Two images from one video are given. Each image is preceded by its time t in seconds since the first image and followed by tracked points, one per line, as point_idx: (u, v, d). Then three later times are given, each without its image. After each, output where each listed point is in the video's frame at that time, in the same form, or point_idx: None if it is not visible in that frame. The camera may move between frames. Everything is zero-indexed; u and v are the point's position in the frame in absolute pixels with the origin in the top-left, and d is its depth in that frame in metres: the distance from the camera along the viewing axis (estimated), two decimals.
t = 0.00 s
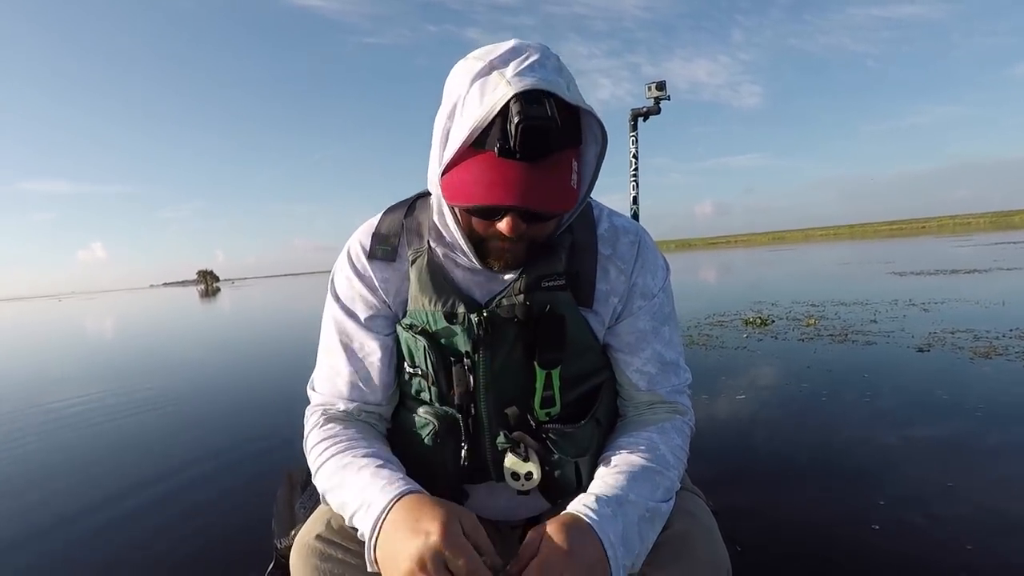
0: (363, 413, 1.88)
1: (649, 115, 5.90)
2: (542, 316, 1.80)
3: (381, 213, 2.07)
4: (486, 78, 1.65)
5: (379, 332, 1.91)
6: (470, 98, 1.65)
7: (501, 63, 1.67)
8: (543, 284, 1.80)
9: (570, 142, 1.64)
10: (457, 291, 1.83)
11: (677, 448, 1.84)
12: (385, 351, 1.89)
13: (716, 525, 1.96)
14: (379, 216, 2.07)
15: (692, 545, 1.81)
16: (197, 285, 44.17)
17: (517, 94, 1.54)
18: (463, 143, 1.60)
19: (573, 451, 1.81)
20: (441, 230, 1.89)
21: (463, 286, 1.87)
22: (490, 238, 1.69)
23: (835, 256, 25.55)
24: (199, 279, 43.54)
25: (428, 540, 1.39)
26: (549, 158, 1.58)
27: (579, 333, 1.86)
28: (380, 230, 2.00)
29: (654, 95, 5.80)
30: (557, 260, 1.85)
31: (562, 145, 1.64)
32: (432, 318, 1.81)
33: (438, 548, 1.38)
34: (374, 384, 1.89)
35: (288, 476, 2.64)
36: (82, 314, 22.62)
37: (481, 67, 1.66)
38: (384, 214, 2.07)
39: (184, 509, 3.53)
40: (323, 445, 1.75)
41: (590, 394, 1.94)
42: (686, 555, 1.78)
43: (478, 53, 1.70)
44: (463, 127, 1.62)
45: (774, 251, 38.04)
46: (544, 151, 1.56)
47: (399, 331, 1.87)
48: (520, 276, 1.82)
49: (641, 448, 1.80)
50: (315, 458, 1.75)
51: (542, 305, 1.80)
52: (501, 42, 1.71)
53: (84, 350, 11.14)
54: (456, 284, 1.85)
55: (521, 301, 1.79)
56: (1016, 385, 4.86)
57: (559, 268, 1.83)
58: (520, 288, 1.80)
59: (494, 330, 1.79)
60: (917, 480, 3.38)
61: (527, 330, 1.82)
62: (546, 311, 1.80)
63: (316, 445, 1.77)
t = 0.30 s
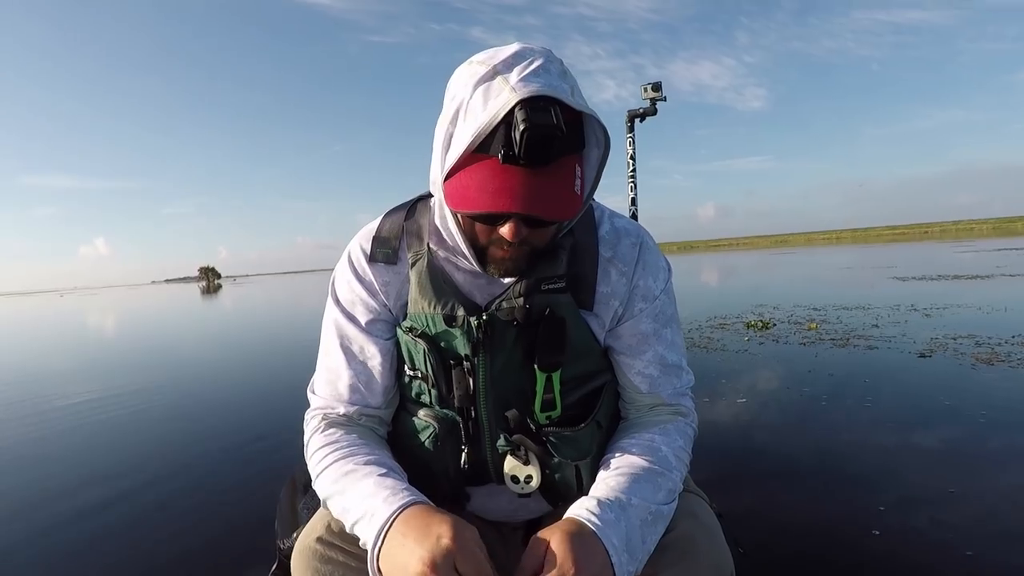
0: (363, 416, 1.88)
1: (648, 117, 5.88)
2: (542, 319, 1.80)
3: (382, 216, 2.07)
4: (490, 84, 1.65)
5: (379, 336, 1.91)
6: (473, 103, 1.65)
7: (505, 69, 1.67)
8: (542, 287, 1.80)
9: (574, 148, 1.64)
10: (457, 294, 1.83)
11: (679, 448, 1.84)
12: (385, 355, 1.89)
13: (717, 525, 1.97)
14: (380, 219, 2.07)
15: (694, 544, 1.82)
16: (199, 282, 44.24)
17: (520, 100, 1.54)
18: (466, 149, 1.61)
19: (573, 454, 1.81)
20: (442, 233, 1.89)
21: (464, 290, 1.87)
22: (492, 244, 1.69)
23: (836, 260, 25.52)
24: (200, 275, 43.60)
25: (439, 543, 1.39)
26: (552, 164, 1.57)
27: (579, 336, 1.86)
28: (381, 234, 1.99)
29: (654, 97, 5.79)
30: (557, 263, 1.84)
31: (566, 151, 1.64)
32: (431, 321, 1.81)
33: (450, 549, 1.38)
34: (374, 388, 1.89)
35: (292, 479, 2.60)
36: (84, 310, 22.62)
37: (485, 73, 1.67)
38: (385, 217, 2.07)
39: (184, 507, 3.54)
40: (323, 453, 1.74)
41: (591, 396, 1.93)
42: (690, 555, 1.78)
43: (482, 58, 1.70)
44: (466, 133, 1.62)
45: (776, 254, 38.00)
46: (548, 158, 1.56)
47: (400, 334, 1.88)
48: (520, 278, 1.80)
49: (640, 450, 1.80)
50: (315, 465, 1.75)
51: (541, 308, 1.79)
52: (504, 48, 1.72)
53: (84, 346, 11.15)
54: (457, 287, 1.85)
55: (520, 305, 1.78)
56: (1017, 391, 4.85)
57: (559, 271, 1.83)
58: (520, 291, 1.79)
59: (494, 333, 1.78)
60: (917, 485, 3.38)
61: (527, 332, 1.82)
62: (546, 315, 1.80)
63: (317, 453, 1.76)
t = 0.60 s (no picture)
0: (367, 416, 1.89)
1: (657, 116, 5.89)
2: (542, 318, 1.81)
3: (381, 216, 2.08)
4: (483, 84, 1.67)
5: (381, 336, 1.92)
6: (468, 105, 1.67)
7: (498, 69, 1.68)
8: (542, 285, 1.80)
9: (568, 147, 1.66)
10: (456, 293, 1.84)
11: (682, 448, 1.85)
12: (387, 354, 1.91)
13: (718, 524, 1.97)
14: (379, 219, 2.08)
15: (694, 542, 1.83)
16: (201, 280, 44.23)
17: (513, 99, 1.56)
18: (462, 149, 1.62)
19: (574, 451, 1.82)
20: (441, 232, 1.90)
21: (464, 289, 1.88)
22: (490, 244, 1.70)
23: (837, 259, 25.53)
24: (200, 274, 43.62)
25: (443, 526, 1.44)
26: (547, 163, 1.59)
27: (578, 334, 1.87)
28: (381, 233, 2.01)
29: (662, 96, 5.80)
30: (556, 261, 1.86)
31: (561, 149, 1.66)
32: (432, 320, 1.82)
33: (453, 529, 1.43)
34: (377, 387, 1.90)
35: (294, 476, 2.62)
36: (86, 309, 22.64)
37: (478, 74, 1.68)
38: (385, 217, 2.08)
39: (187, 505, 3.55)
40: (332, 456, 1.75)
41: (591, 394, 1.95)
42: (691, 555, 1.79)
43: (475, 60, 1.72)
44: (461, 133, 1.63)
45: (777, 253, 38.00)
46: (542, 158, 1.58)
47: (400, 334, 1.89)
48: (520, 277, 1.81)
49: (643, 450, 1.81)
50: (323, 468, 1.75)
51: (541, 306, 1.80)
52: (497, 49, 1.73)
53: (88, 344, 11.17)
54: (457, 286, 1.86)
55: (520, 303, 1.79)
56: (1018, 390, 4.85)
57: (558, 270, 1.84)
58: (519, 289, 1.80)
59: (494, 331, 1.79)
60: (917, 484, 3.38)
61: (527, 331, 1.83)
62: (545, 313, 1.80)
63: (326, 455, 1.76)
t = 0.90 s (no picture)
0: (378, 415, 1.88)
1: (651, 116, 5.87)
2: (545, 311, 1.79)
3: (381, 211, 2.06)
4: (488, 71, 1.66)
5: (388, 334, 1.91)
6: (473, 90, 1.66)
7: (503, 56, 1.68)
8: (545, 278, 1.78)
9: (576, 129, 1.65)
10: (459, 286, 1.82)
11: (690, 447, 1.83)
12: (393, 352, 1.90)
13: (720, 523, 1.96)
14: (380, 214, 2.06)
15: (696, 540, 1.81)
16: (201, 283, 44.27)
17: (520, 82, 1.55)
18: (469, 132, 1.61)
19: (577, 445, 1.80)
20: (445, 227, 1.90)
21: (466, 283, 1.87)
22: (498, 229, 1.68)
23: (837, 256, 25.50)
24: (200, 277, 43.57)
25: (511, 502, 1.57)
26: (554, 144, 1.58)
27: (582, 328, 1.85)
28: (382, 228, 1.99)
29: (656, 96, 5.78)
30: (559, 254, 1.83)
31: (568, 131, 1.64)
32: (435, 314, 1.80)
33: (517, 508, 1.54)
34: (385, 385, 1.89)
35: (293, 475, 2.59)
36: (86, 313, 22.64)
37: (483, 60, 1.68)
38: (386, 212, 2.05)
39: (185, 508, 3.53)
40: (350, 462, 1.70)
41: (594, 388, 1.93)
42: (692, 554, 1.76)
43: (479, 48, 1.71)
44: (468, 117, 1.62)
45: (777, 250, 37.98)
46: (552, 135, 1.56)
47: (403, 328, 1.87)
48: (523, 270, 1.80)
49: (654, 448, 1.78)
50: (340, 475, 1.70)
51: (544, 300, 1.78)
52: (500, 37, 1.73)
53: (87, 348, 11.16)
54: (459, 280, 1.85)
55: (523, 296, 1.77)
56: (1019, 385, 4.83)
57: (561, 263, 1.82)
58: (523, 283, 1.78)
59: (497, 325, 1.78)
60: (918, 479, 3.37)
61: (530, 325, 1.81)
62: (548, 306, 1.79)
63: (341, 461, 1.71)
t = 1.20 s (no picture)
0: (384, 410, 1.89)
1: (658, 114, 5.88)
2: (549, 307, 1.81)
3: (389, 209, 2.08)
4: (511, 60, 1.76)
5: (394, 329, 1.92)
6: (496, 76, 1.74)
7: (525, 48, 1.78)
8: (549, 275, 1.82)
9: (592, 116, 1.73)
10: (464, 281, 1.84)
11: (689, 445, 1.84)
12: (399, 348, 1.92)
13: (719, 522, 1.98)
14: (387, 213, 2.08)
15: (694, 538, 1.83)
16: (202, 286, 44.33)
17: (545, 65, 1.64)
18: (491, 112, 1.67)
19: (580, 440, 1.82)
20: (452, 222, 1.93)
21: (472, 279, 1.90)
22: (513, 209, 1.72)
23: (837, 253, 25.52)
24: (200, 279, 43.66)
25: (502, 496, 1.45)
26: (574, 125, 1.65)
27: (586, 324, 1.87)
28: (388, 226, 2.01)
29: (664, 95, 5.79)
30: (563, 252, 1.88)
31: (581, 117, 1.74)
32: (440, 309, 1.82)
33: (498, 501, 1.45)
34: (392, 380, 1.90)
35: (294, 475, 2.59)
36: (89, 316, 22.71)
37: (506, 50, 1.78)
38: (392, 212, 2.07)
39: (190, 509, 3.55)
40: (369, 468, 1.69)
41: (596, 384, 1.93)
42: (690, 552, 1.77)
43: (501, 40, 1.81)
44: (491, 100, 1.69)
45: (777, 248, 38.01)
46: (573, 115, 1.64)
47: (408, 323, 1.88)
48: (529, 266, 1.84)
49: (655, 445, 1.79)
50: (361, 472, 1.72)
51: (548, 296, 1.81)
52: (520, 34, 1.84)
53: (90, 351, 11.20)
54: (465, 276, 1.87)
55: (528, 291, 1.80)
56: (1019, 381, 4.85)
57: (566, 260, 1.86)
58: (528, 278, 1.81)
59: (502, 320, 1.79)
60: (918, 476, 3.38)
61: (534, 320, 1.82)
62: (553, 301, 1.81)
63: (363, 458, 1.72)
